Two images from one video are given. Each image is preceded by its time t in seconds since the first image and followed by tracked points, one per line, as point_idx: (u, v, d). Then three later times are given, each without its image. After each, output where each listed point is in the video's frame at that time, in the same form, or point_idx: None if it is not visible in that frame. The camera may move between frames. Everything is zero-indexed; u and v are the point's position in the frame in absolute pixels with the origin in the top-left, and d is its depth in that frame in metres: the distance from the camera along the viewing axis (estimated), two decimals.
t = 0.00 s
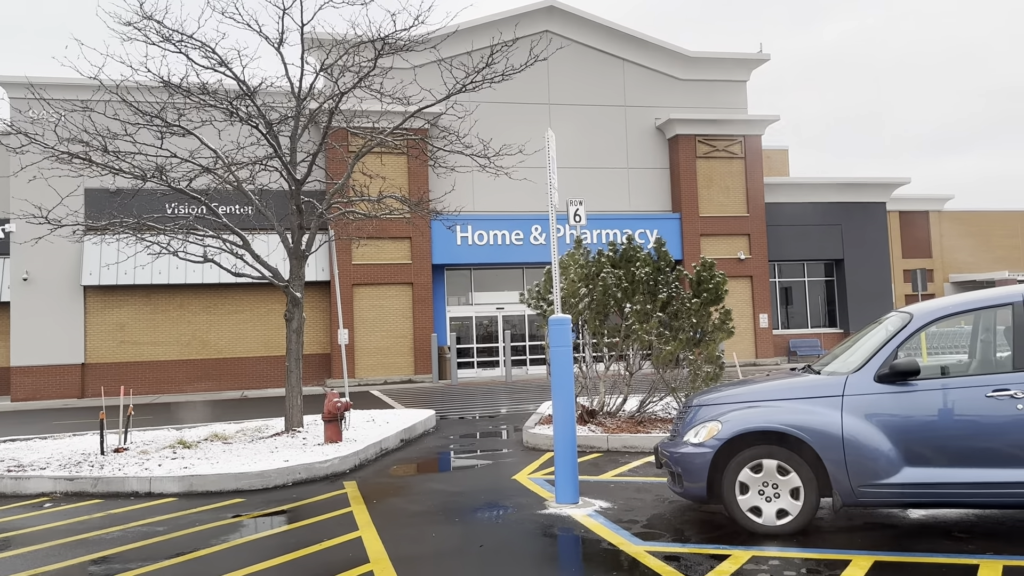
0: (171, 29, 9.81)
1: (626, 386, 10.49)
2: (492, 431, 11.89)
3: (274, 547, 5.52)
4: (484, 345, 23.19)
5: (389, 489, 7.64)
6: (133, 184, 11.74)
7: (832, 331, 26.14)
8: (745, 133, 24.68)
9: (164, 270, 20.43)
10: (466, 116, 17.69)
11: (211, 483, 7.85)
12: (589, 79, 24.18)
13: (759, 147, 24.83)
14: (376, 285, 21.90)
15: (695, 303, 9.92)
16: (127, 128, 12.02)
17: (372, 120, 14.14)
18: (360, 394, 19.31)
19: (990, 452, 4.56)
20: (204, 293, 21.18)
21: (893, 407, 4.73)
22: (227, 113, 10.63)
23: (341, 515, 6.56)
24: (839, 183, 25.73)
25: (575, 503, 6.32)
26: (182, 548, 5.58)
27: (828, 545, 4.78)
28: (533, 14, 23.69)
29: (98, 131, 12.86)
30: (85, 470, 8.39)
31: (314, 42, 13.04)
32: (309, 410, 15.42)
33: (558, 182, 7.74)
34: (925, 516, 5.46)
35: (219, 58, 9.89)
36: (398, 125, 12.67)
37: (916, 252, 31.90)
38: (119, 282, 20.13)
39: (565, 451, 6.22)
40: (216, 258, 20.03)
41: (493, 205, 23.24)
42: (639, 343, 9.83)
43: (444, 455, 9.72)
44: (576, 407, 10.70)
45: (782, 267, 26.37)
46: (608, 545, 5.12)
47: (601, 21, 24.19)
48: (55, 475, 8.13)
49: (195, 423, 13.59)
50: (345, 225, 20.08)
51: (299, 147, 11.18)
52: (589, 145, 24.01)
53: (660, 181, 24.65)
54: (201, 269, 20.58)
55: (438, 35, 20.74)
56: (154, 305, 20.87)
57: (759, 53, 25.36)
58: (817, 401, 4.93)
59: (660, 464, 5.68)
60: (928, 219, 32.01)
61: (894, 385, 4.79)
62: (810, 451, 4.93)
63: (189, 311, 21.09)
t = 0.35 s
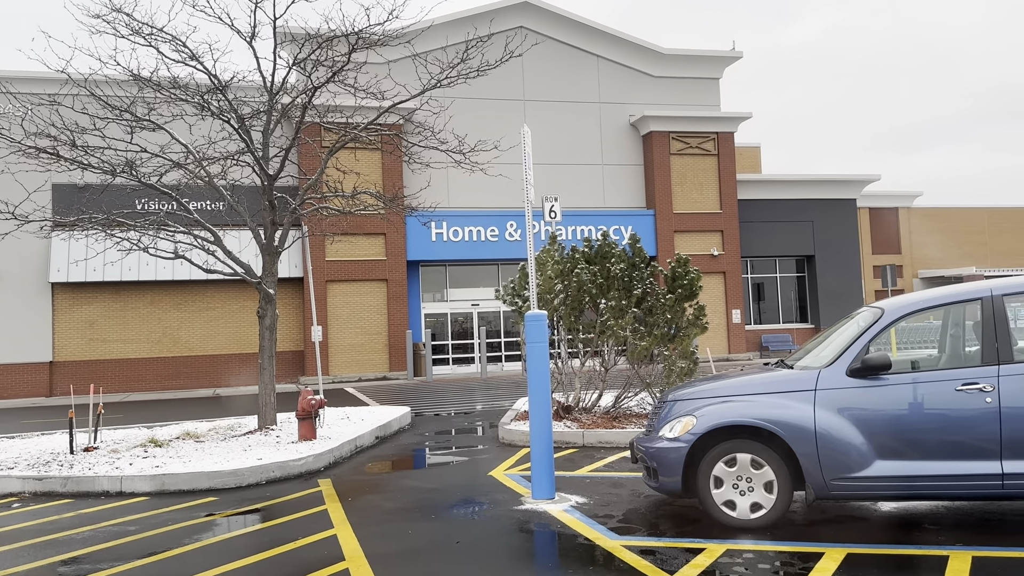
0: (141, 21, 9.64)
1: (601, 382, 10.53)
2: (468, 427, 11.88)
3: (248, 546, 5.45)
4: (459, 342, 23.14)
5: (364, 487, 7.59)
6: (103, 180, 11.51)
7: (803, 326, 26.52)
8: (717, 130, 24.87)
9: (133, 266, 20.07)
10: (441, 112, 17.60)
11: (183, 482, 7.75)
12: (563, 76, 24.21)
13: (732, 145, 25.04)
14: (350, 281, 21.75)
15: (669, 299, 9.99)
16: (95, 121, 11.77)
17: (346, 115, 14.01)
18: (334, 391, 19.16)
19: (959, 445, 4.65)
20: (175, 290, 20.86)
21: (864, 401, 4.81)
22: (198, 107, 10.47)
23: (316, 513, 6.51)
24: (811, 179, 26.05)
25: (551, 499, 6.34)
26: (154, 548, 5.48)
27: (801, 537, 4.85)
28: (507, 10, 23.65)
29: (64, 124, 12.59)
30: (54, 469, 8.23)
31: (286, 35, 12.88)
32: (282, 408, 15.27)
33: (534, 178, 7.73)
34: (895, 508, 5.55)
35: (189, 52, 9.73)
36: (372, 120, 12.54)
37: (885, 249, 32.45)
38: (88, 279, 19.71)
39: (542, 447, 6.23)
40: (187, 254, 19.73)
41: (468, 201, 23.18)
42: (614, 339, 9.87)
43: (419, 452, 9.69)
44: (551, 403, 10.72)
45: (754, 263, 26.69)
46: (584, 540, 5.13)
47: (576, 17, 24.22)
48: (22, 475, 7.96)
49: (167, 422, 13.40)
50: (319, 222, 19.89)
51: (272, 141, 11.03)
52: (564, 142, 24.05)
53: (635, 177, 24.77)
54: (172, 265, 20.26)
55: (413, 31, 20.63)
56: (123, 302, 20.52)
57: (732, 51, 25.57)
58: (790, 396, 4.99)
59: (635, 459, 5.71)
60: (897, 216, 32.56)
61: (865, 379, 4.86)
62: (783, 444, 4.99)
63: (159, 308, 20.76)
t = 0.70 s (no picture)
0: (110, 15, 9.46)
1: (576, 378, 10.57)
2: (442, 425, 11.85)
3: (221, 546, 5.39)
4: (433, 339, 23.07)
5: (338, 485, 7.54)
6: (70, 175, 11.28)
7: (774, 323, 26.88)
8: (690, 128, 25.08)
9: (102, 263, 19.69)
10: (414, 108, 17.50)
11: (154, 482, 7.63)
12: (537, 73, 24.23)
13: (705, 143, 25.26)
14: (323, 278, 21.56)
15: (643, 296, 10.08)
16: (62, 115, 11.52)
17: (319, 111, 13.87)
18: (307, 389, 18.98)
19: (928, 439, 4.73)
20: (144, 287, 20.51)
21: (836, 396, 4.89)
22: (169, 102, 10.29)
23: (290, 511, 6.45)
24: (782, 177, 26.38)
25: (527, 496, 6.35)
26: (125, 548, 5.40)
27: (774, 531, 4.91)
28: (482, 6, 23.62)
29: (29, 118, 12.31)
30: (21, 469, 8.06)
31: (258, 30, 12.72)
32: (255, 407, 15.10)
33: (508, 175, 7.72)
34: (864, 501, 5.65)
35: (159, 46, 9.57)
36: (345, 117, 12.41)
37: (853, 246, 33.00)
38: (55, 276, 19.30)
39: (517, 444, 6.24)
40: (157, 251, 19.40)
41: (442, 198, 23.10)
42: (589, 336, 9.91)
43: (394, 450, 9.64)
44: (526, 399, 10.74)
45: (726, 260, 26.98)
46: (559, 536, 5.15)
47: (549, 14, 24.26)
48: None
49: (137, 421, 13.18)
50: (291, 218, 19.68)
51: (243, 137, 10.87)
52: (538, 139, 24.07)
53: (609, 175, 24.89)
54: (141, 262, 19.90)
55: (387, 26, 20.52)
56: (91, 300, 20.14)
57: (704, 49, 25.78)
58: (763, 391, 5.05)
59: (610, 455, 5.74)
60: (865, 213, 33.16)
61: (836, 374, 4.94)
62: (756, 439, 5.05)
63: (128, 305, 20.41)
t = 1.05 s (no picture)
0: (82, 10, 9.30)
1: (554, 376, 10.59)
2: (420, 424, 11.82)
3: (196, 547, 5.31)
4: (411, 338, 22.99)
5: (315, 485, 7.47)
6: (41, 172, 11.07)
7: (750, 321, 27.16)
8: (667, 128, 25.23)
9: (74, 261, 19.36)
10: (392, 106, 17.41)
11: (127, 482, 7.52)
12: (515, 72, 24.22)
13: (681, 143, 25.41)
14: (299, 277, 21.38)
15: (621, 294, 10.12)
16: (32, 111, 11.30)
17: (295, 108, 13.74)
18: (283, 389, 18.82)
19: (901, 436, 4.80)
20: (116, 286, 20.19)
21: (810, 393, 4.95)
22: (142, 98, 10.14)
23: (266, 512, 6.38)
24: (758, 177, 26.62)
25: (504, 494, 6.35)
26: (98, 549, 5.30)
27: (749, 528, 4.96)
28: (459, 4, 23.56)
29: None
30: None
31: (232, 26, 12.58)
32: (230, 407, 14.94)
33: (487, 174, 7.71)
34: (838, 498, 5.72)
35: (132, 42, 9.42)
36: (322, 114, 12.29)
37: (827, 245, 33.44)
38: (26, 274, 19.01)
39: (495, 443, 6.24)
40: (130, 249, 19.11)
41: (420, 196, 23.01)
42: (567, 334, 9.93)
43: (371, 449, 9.58)
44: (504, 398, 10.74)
45: (703, 258, 27.22)
46: (537, 534, 5.15)
47: (526, 13, 24.25)
48: None
49: (109, 421, 12.97)
50: (267, 216, 19.48)
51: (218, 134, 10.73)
52: (516, 138, 24.07)
53: (587, 174, 24.97)
54: (114, 260, 19.59)
55: (364, 23, 20.40)
56: (63, 299, 19.80)
57: (681, 49, 25.94)
58: (739, 389, 5.09)
59: (588, 453, 5.76)
60: (839, 213, 33.63)
61: (811, 372, 5.01)
62: (731, 437, 5.09)
63: (100, 304, 20.08)
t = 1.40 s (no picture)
0: (54, 5, 9.11)
1: (532, 376, 10.60)
2: (397, 424, 11.76)
3: (170, 549, 5.23)
4: (388, 337, 22.87)
5: (291, 487, 7.40)
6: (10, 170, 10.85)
7: (726, 321, 27.41)
8: (644, 128, 25.35)
9: (45, 260, 19.03)
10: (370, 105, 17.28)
11: (100, 484, 7.39)
12: (494, 72, 24.20)
13: (659, 143, 25.55)
14: (275, 276, 21.18)
15: (599, 294, 10.15)
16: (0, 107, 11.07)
17: (271, 106, 13.59)
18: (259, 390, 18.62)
19: (874, 434, 4.86)
20: (89, 285, 19.86)
21: (785, 393, 4.99)
22: (115, 96, 9.96)
23: (241, 513, 6.31)
24: (734, 178, 26.85)
25: (482, 494, 6.34)
26: (69, 552, 5.20)
27: (725, 527, 4.99)
28: (437, 2, 23.49)
29: None
30: None
31: (208, 22, 12.41)
32: (205, 408, 14.76)
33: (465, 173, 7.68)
34: (812, 496, 5.78)
35: (105, 38, 9.26)
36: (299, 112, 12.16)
37: (803, 245, 33.85)
38: None
39: (473, 442, 6.22)
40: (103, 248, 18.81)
41: (398, 195, 22.92)
42: (545, 334, 9.94)
43: (347, 450, 9.51)
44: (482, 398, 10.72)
45: (680, 259, 27.42)
46: (515, 534, 5.14)
47: (505, 12, 24.24)
48: None
49: (82, 422, 12.76)
50: (242, 214, 19.28)
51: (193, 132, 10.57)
52: (494, 138, 24.05)
53: (565, 174, 25.03)
54: (86, 259, 19.26)
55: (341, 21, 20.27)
56: (34, 299, 19.46)
57: (659, 50, 26.08)
58: (715, 388, 5.12)
59: (565, 452, 5.76)
60: (814, 214, 34.04)
61: (786, 371, 5.05)
62: (708, 435, 5.12)
63: (72, 304, 19.74)
